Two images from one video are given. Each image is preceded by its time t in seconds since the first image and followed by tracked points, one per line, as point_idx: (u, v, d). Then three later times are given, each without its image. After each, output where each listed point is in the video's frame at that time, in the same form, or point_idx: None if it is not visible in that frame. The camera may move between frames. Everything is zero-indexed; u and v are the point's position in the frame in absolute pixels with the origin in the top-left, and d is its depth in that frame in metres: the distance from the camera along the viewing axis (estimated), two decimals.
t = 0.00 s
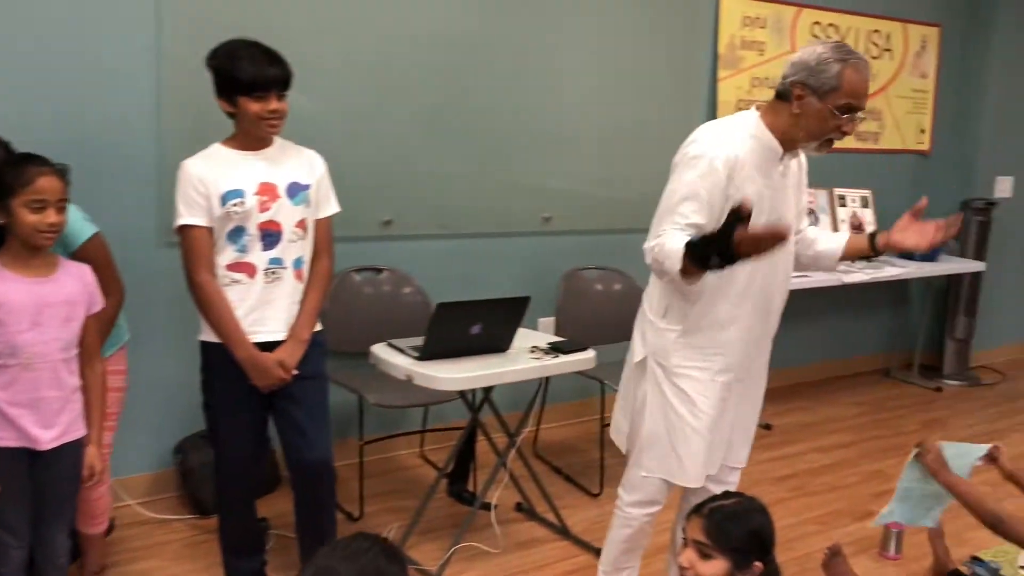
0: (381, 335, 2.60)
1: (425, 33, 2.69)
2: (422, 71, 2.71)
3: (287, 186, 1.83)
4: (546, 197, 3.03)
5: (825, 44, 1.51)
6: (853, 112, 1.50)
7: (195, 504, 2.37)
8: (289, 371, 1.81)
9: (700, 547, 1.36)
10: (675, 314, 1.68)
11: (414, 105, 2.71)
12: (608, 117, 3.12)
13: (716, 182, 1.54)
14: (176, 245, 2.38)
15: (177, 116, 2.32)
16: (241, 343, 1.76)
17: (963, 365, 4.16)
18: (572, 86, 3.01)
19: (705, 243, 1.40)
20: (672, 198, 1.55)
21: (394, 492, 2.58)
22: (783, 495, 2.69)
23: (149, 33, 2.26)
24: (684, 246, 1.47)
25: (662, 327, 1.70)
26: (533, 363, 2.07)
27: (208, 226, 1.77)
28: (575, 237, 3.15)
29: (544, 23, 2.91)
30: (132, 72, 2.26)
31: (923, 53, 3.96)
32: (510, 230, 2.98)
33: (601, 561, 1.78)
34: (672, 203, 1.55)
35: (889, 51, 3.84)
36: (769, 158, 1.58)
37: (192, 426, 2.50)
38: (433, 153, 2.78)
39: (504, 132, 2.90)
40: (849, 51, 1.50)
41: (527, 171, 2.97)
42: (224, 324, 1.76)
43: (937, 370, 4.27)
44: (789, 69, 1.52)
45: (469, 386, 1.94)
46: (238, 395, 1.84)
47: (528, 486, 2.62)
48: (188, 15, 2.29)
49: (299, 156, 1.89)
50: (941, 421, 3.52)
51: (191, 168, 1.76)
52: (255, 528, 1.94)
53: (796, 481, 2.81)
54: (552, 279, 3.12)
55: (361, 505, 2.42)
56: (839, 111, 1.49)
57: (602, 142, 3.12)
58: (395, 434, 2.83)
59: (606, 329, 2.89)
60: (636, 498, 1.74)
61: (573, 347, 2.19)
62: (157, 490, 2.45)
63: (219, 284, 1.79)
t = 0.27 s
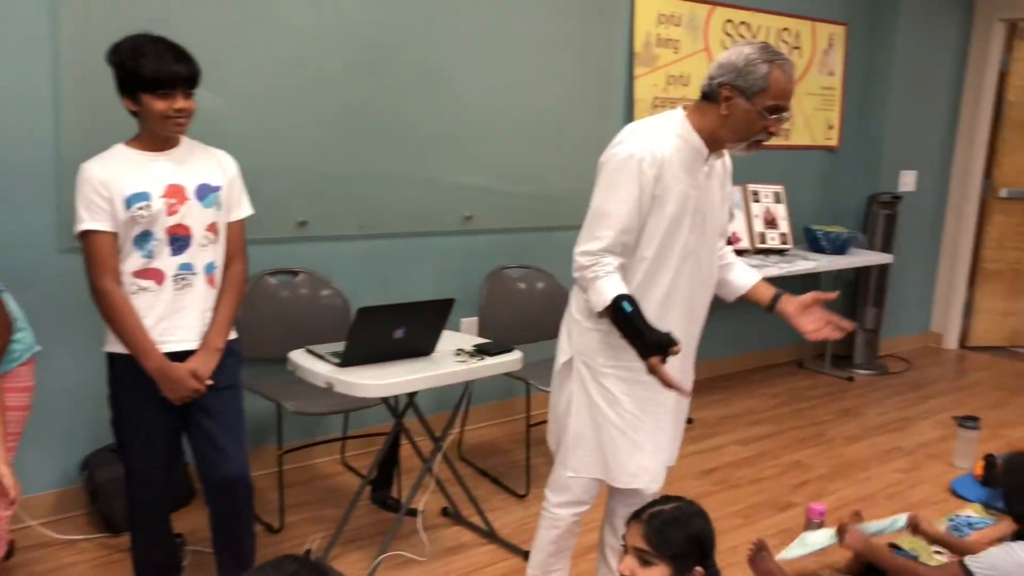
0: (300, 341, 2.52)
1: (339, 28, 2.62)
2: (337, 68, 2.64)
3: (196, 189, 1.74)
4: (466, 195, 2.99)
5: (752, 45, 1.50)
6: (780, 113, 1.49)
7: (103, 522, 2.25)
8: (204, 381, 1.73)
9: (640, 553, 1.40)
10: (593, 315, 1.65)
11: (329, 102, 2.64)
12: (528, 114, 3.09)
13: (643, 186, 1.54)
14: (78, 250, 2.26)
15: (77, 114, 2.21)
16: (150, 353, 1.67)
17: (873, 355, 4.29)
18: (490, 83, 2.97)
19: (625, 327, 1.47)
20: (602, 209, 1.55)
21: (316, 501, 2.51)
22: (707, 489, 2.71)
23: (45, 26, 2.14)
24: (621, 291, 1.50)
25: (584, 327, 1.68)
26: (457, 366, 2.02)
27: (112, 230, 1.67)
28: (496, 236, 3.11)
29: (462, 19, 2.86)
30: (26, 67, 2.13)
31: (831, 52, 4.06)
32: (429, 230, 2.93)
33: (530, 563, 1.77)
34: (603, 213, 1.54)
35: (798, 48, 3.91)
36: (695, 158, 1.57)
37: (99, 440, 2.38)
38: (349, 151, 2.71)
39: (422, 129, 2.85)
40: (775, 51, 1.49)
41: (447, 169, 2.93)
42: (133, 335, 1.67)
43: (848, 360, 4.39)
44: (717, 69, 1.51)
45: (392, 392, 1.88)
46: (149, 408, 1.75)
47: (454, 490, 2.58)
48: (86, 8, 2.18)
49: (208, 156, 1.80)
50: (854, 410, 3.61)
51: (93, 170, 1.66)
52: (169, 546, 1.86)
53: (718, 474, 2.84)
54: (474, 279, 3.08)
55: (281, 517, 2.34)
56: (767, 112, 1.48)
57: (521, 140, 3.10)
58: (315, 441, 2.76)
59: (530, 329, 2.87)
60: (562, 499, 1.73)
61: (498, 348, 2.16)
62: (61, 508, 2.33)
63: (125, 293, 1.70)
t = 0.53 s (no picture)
0: (226, 337, 2.44)
1: (261, 12, 2.53)
2: (260, 54, 2.55)
3: (113, 179, 1.65)
4: (395, 185, 2.93)
5: (691, 33, 1.49)
6: (716, 103, 1.51)
7: (18, 531, 2.15)
8: (126, 381, 1.65)
9: (588, 547, 1.38)
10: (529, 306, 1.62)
11: (251, 89, 2.55)
12: (458, 102, 3.05)
13: (578, 174, 1.51)
14: None
15: None
16: (68, 352, 1.59)
17: (797, 340, 4.38)
18: (418, 70, 2.92)
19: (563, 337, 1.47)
20: (539, 201, 1.52)
21: (245, 502, 2.44)
22: (642, 476, 2.72)
23: None
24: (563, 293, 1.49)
25: (519, 318, 1.64)
26: (392, 360, 1.98)
27: (22, 224, 1.58)
28: (426, 227, 3.07)
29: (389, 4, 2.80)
30: None
31: (754, 41, 4.10)
32: (358, 221, 2.87)
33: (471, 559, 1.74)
34: (540, 204, 1.52)
35: (723, 38, 3.95)
36: (629, 145, 1.55)
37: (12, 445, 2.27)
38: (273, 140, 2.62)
39: (349, 118, 2.78)
40: (714, 41, 1.49)
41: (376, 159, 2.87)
42: (48, 333, 1.58)
43: (774, 345, 4.47)
44: (656, 57, 1.49)
45: (324, 388, 1.83)
46: (67, 411, 1.66)
47: (389, 486, 2.53)
48: None
49: (125, 145, 1.71)
50: (782, 394, 3.68)
51: None
52: (90, 555, 1.77)
53: (653, 461, 2.85)
54: (404, 271, 3.03)
55: (210, 519, 2.26)
56: (704, 103, 1.49)
57: (451, 129, 3.05)
58: (244, 440, 2.68)
59: (463, 320, 2.84)
60: (502, 493, 1.70)
61: (434, 341, 2.12)
62: None
63: (38, 289, 1.60)
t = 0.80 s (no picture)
0: (158, 329, 2.36)
1: None
2: (189, 35, 2.46)
3: (37, 165, 1.58)
4: (332, 171, 2.87)
5: (647, 47, 1.47)
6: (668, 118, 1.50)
7: None
8: (57, 376, 1.59)
9: (532, 534, 1.36)
10: (479, 313, 1.57)
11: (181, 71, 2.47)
12: (395, 87, 3.00)
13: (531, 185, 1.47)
14: None
15: None
16: None
17: (734, 324, 4.44)
18: (354, 54, 2.85)
19: (534, 362, 1.42)
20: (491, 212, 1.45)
21: (181, 498, 2.37)
22: (585, 460, 2.73)
23: None
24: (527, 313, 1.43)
25: (468, 326, 1.60)
26: (332, 350, 1.94)
27: None
28: (364, 213, 3.01)
29: None
30: None
31: (689, 28, 4.10)
32: (294, 208, 2.80)
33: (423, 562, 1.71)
34: (497, 216, 1.44)
35: (659, 23, 3.95)
36: (574, 152, 1.53)
37: None
38: (205, 125, 2.54)
39: (284, 102, 2.71)
40: (669, 57, 1.48)
41: (311, 144, 2.81)
42: None
43: (711, 329, 4.53)
44: (612, 69, 1.46)
45: (263, 379, 1.78)
46: None
47: (330, 479, 2.49)
48: None
49: (48, 129, 1.63)
50: (720, 377, 3.72)
51: None
52: (18, 558, 1.70)
53: (596, 446, 2.86)
54: (342, 259, 2.98)
55: (145, 517, 2.19)
56: (658, 118, 1.48)
57: (388, 114, 3.00)
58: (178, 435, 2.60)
59: (403, 309, 2.80)
60: (453, 499, 1.66)
61: (375, 330, 2.08)
62: None
63: None
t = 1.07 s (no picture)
0: (100, 321, 2.29)
1: None
2: (129, 15, 2.38)
3: None
4: (279, 158, 2.81)
5: (671, 99, 1.45)
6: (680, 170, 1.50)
7: None
8: None
9: (487, 526, 1.34)
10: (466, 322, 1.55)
11: (120, 53, 2.39)
12: (343, 71, 2.94)
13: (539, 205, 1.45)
14: None
15: None
16: None
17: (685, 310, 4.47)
18: (301, 37, 2.79)
19: (528, 383, 1.39)
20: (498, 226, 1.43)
21: (126, 494, 2.30)
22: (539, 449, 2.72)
23: None
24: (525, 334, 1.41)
25: (457, 327, 1.57)
26: (282, 341, 1.89)
27: None
28: (313, 201, 2.96)
29: None
30: None
31: (641, 13, 4.09)
32: (240, 196, 2.74)
33: (385, 556, 1.68)
34: (507, 231, 1.41)
35: (610, 10, 3.93)
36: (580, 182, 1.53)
37: None
38: (147, 110, 2.47)
39: (229, 86, 2.64)
40: (690, 111, 1.46)
41: (258, 130, 2.74)
42: None
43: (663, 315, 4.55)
44: (637, 120, 1.43)
45: (210, 372, 1.73)
46: None
47: (280, 472, 2.44)
48: None
49: None
50: (672, 363, 3.74)
51: None
52: None
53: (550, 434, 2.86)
54: (290, 247, 2.92)
55: (88, 514, 2.13)
56: (674, 170, 1.48)
57: (337, 99, 2.94)
58: (123, 429, 2.53)
59: (353, 298, 2.76)
60: (427, 495, 1.62)
61: (325, 320, 2.04)
62: None
63: None
